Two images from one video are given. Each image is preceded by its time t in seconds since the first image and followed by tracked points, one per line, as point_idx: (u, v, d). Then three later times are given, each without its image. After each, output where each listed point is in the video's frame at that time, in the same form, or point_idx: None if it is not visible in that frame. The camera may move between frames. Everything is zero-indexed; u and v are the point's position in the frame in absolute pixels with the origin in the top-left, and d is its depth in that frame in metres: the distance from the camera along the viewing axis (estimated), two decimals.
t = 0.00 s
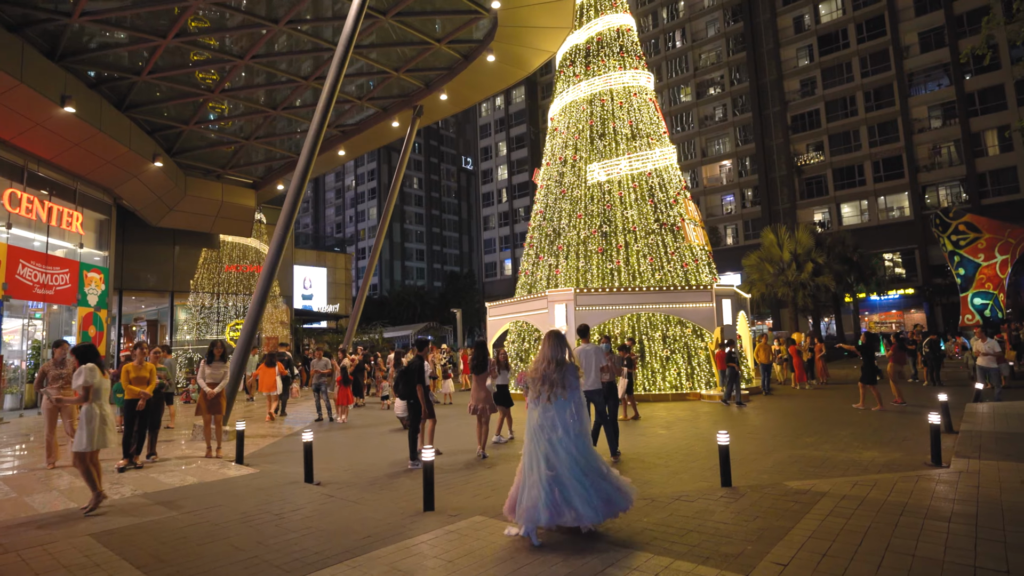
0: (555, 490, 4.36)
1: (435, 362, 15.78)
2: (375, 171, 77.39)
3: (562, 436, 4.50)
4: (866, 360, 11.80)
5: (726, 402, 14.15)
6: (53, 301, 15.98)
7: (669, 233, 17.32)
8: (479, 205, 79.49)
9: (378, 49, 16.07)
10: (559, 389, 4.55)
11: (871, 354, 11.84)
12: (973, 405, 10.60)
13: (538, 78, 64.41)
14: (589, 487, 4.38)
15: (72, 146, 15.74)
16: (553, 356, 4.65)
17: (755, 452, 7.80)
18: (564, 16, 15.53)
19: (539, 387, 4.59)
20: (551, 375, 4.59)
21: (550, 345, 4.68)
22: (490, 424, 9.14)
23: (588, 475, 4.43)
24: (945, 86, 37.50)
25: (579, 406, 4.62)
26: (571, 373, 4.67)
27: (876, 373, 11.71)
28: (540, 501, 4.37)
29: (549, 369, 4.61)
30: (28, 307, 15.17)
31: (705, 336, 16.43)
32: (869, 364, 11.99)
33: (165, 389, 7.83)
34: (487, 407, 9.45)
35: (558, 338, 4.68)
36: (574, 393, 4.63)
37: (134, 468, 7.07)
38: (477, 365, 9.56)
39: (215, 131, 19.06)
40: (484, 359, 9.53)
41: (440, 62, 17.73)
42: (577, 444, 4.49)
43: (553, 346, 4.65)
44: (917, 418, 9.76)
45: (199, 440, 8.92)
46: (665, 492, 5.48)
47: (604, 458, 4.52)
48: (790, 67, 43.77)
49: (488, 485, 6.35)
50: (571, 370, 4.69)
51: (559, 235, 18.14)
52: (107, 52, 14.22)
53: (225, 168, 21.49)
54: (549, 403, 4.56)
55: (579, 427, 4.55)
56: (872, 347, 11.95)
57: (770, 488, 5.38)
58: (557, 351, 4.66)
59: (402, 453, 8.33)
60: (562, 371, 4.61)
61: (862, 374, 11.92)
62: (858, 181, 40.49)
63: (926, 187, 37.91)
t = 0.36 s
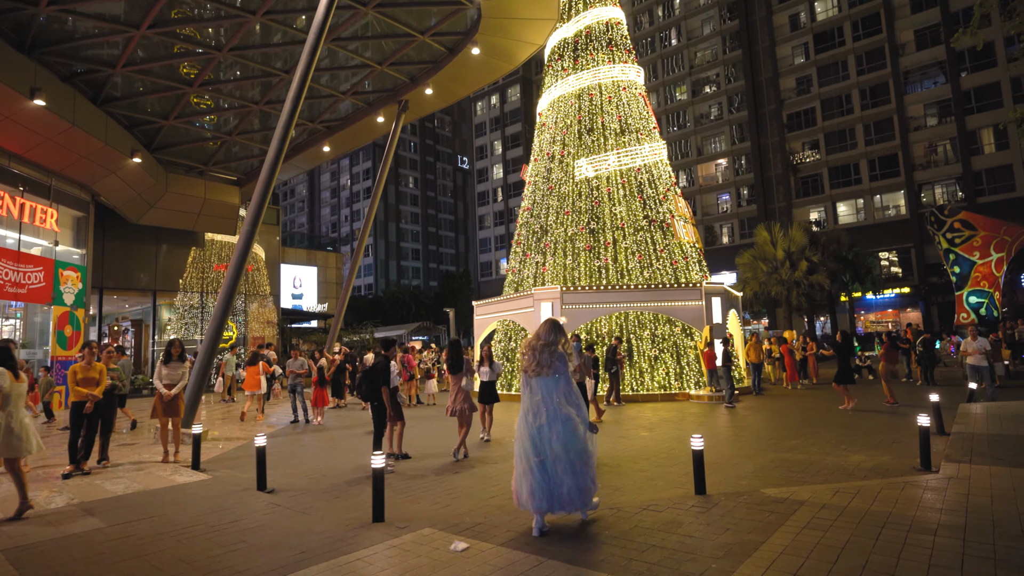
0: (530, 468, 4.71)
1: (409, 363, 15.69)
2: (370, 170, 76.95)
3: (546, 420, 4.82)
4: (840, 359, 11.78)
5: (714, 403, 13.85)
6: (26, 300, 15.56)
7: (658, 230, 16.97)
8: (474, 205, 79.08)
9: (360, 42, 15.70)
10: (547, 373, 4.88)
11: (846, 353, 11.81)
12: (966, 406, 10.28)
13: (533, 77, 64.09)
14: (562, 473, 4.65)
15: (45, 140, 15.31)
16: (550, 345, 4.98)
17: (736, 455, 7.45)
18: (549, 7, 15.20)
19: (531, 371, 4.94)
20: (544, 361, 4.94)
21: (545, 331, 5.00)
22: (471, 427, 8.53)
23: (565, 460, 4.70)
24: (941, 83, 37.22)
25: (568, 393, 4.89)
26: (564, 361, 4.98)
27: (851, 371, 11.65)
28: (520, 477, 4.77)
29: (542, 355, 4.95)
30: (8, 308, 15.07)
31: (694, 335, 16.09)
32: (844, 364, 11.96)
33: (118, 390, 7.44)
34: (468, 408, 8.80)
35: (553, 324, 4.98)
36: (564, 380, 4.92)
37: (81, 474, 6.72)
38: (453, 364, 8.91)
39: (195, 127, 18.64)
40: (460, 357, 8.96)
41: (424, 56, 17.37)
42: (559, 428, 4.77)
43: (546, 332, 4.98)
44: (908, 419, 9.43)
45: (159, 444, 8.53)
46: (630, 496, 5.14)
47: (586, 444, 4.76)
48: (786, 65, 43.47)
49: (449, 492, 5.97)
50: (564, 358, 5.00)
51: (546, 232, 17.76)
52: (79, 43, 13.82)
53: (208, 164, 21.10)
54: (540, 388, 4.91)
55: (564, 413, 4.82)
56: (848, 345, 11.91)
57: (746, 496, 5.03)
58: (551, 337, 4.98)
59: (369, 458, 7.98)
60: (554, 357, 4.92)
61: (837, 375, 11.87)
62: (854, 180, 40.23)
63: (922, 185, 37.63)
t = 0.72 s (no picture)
0: (521, 462, 4.84)
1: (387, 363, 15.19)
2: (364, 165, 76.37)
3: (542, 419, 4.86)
4: (814, 360, 11.78)
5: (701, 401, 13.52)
6: None
7: (646, 225, 16.57)
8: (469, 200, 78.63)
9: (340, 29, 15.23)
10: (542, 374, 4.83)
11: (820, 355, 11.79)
12: (958, 405, 9.97)
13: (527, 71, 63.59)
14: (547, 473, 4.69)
15: (14, 130, 14.85)
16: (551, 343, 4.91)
17: (715, 459, 7.11)
18: None
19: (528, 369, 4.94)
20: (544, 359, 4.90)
21: (544, 329, 4.93)
22: (446, 430, 7.87)
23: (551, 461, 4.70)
24: (937, 79, 36.91)
25: (564, 394, 4.82)
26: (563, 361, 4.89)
27: (823, 372, 11.69)
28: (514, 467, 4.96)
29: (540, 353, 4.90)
30: None
31: (682, 332, 15.76)
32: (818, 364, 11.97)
33: (64, 390, 7.00)
34: (442, 409, 8.11)
35: (551, 324, 4.85)
36: (562, 381, 4.84)
37: (19, 480, 6.29)
38: (425, 362, 8.13)
39: (173, 117, 18.15)
40: (432, 354, 8.14)
41: (408, 44, 16.90)
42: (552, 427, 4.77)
43: (543, 331, 4.90)
44: (897, 419, 9.12)
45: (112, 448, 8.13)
46: (597, 506, 4.81)
47: (577, 448, 4.70)
48: (781, 59, 43.07)
49: (408, 500, 5.60)
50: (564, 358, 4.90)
51: (532, 226, 17.31)
52: (46, 29, 13.31)
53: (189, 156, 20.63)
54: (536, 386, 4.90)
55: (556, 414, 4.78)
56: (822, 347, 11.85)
57: (721, 507, 4.66)
58: (549, 336, 4.89)
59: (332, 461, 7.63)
60: (551, 357, 4.85)
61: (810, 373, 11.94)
62: (848, 176, 39.95)
63: (917, 181, 37.36)
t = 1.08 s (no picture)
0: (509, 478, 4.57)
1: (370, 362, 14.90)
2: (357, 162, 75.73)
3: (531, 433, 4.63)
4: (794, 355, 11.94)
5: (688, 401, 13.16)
6: None
7: (633, 221, 16.20)
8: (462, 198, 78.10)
9: (319, 18, 14.73)
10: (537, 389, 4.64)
11: (799, 352, 11.96)
12: (950, 407, 9.64)
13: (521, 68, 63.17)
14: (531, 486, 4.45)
15: None
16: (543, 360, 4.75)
17: (694, 465, 6.73)
18: None
19: (519, 384, 4.76)
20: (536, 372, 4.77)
21: (535, 344, 4.79)
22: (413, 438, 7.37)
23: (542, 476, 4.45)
24: (930, 77, 36.71)
25: (559, 409, 4.65)
26: (559, 376, 4.75)
27: (802, 369, 11.75)
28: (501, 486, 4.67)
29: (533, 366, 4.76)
30: None
31: (669, 330, 15.40)
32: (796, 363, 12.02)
33: None
34: (411, 416, 7.50)
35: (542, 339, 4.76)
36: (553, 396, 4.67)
37: None
38: (394, 363, 7.44)
39: (149, 109, 17.65)
40: (402, 355, 7.45)
41: (389, 35, 16.44)
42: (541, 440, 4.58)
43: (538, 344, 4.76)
44: (887, 423, 8.75)
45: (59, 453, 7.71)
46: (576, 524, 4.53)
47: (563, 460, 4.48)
48: (775, 57, 42.80)
49: (359, 513, 5.18)
50: (559, 373, 4.76)
51: (517, 222, 16.88)
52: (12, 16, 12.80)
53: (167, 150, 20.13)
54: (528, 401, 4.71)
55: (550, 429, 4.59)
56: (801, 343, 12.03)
57: (691, 522, 4.27)
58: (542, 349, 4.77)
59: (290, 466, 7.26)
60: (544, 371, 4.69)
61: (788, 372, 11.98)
62: (842, 174, 39.70)
63: (910, 179, 37.14)
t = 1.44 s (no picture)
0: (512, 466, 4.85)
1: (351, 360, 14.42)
2: (349, 158, 75.03)
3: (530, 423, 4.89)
4: (781, 354, 11.61)
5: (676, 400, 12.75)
6: None
7: (622, 215, 15.75)
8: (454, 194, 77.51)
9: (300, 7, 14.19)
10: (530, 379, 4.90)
11: (786, 351, 11.60)
12: (945, 406, 9.28)
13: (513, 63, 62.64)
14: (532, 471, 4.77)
15: None
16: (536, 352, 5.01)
17: (676, 471, 6.33)
18: None
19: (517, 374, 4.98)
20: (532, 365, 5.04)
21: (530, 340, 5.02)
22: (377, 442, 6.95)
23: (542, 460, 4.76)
24: (923, 72, 36.44)
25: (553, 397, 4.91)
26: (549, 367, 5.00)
27: (788, 369, 11.44)
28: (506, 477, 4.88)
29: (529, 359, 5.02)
30: None
31: (658, 328, 14.99)
32: (783, 362, 11.70)
33: None
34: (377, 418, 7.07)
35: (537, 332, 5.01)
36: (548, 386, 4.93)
37: None
38: (359, 363, 7.06)
39: (123, 100, 17.07)
40: (367, 355, 7.05)
41: (370, 24, 15.90)
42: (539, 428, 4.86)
43: (531, 338, 4.98)
44: (880, 423, 8.37)
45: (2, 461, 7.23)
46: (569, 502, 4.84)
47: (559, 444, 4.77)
48: (768, 52, 42.46)
49: (304, 529, 4.73)
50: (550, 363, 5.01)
51: (502, 217, 16.37)
52: None
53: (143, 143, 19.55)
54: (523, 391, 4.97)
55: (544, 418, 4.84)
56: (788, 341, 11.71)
57: (666, 542, 3.85)
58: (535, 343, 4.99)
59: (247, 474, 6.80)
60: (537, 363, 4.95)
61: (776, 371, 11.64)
62: (835, 170, 39.39)
63: (903, 175, 36.88)
